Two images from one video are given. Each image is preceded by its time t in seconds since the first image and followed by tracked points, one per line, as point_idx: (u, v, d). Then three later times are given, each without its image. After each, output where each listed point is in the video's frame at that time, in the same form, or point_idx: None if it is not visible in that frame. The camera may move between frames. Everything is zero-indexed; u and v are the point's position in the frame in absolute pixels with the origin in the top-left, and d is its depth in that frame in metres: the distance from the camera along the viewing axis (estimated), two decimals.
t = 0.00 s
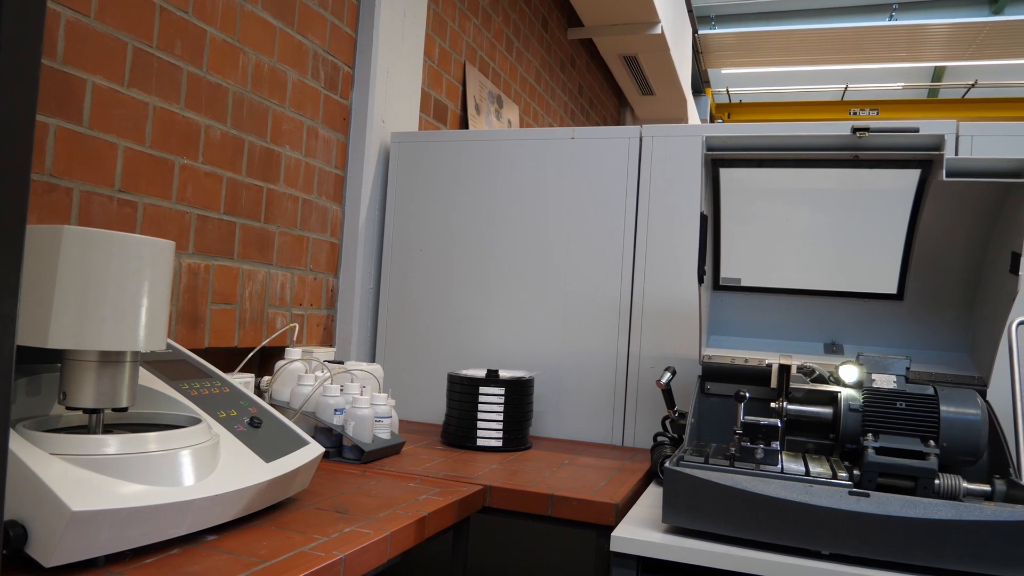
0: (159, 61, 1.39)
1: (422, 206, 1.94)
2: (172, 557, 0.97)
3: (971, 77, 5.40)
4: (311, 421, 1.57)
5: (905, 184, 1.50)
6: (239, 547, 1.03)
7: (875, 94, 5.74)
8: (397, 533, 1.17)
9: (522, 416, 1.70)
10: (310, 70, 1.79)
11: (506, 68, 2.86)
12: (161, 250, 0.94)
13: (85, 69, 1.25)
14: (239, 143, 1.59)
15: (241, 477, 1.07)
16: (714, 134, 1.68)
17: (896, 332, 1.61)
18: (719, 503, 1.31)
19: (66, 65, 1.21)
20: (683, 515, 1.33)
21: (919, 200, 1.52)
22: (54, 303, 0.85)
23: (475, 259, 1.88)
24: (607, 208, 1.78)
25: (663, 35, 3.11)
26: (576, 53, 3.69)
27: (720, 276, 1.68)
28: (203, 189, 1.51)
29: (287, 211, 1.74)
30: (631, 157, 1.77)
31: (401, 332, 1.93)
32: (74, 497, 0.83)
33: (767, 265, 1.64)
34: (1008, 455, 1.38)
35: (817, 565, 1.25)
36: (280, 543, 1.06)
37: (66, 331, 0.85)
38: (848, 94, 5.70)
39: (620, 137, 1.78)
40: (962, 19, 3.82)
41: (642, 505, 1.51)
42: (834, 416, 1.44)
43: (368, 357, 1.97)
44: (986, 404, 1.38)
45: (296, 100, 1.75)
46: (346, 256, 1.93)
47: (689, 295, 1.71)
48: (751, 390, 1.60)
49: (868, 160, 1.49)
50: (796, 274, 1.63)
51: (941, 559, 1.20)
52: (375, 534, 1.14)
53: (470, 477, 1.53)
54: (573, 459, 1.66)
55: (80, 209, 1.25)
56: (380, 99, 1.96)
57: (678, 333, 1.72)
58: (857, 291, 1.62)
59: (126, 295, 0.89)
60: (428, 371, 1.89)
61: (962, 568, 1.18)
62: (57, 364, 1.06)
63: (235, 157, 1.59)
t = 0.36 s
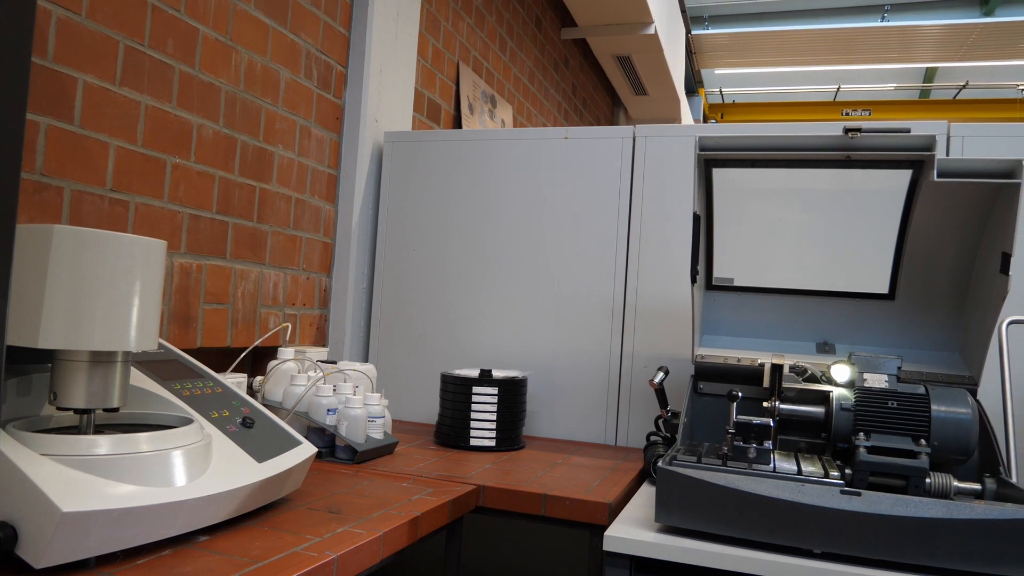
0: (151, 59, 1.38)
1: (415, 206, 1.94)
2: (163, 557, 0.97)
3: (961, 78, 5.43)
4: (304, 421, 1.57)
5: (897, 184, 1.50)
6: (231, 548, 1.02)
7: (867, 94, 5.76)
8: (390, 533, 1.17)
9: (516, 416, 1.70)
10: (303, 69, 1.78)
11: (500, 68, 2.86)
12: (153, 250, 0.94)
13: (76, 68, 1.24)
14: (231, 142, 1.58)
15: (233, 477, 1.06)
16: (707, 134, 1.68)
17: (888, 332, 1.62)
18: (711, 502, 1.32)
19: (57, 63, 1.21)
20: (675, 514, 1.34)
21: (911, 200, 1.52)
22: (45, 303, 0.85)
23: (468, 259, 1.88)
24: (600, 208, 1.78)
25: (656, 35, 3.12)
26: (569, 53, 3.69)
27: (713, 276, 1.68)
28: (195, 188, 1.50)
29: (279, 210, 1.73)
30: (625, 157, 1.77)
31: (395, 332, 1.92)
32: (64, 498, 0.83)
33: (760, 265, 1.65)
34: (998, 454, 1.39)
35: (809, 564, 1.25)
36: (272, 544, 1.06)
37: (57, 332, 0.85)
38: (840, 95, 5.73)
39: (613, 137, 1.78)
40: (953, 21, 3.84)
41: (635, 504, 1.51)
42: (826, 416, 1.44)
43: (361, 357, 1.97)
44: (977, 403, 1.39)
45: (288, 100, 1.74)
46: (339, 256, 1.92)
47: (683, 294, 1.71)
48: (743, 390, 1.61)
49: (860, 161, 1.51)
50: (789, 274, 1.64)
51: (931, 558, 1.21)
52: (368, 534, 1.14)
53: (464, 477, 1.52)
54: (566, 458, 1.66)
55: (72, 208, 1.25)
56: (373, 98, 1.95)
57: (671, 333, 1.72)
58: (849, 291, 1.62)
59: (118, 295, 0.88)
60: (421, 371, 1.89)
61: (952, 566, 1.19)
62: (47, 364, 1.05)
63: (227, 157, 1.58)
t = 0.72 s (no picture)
0: (137, 57, 1.37)
1: (404, 205, 1.93)
2: (149, 559, 0.96)
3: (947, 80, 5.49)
4: (292, 421, 1.56)
5: (883, 184, 1.52)
6: (218, 549, 1.02)
7: (854, 96, 5.81)
8: (379, 533, 1.17)
9: (505, 416, 1.70)
10: (292, 67, 1.77)
11: (489, 68, 2.85)
12: (138, 249, 0.93)
13: (61, 65, 1.23)
14: (218, 140, 1.57)
15: (220, 478, 1.05)
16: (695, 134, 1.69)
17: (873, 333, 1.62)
18: (699, 501, 1.32)
19: (42, 60, 1.20)
20: (664, 513, 1.34)
21: (897, 200, 1.53)
22: (28, 303, 0.84)
23: (457, 258, 1.88)
24: (589, 208, 1.78)
25: (646, 35, 3.13)
26: (558, 53, 3.69)
27: (701, 276, 1.69)
28: (182, 186, 1.49)
29: (267, 209, 1.72)
30: (614, 157, 1.77)
31: (384, 332, 1.92)
32: (48, 500, 0.82)
33: (748, 265, 1.65)
34: (982, 452, 1.41)
35: (796, 562, 1.26)
36: (259, 545, 1.05)
37: (40, 332, 0.84)
38: (827, 96, 5.77)
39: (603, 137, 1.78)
40: (939, 22, 3.88)
41: (623, 504, 1.51)
42: (813, 415, 1.45)
43: (350, 357, 1.96)
44: (961, 402, 1.40)
45: (276, 98, 1.73)
46: (328, 255, 1.91)
47: (671, 294, 1.72)
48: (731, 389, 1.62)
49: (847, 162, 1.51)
50: (776, 274, 1.64)
51: (916, 556, 1.22)
52: (356, 534, 1.14)
53: (453, 477, 1.52)
54: (555, 458, 1.66)
55: (56, 206, 1.23)
56: (362, 97, 1.94)
57: (660, 332, 1.72)
58: (836, 291, 1.63)
59: (103, 294, 0.88)
60: (410, 370, 1.88)
61: (937, 563, 1.20)
62: (31, 365, 1.04)
63: (215, 155, 1.57)
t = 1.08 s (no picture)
0: (112, 53, 1.35)
1: (383, 205, 1.92)
2: (123, 562, 0.94)
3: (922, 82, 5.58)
4: (269, 421, 1.55)
5: (859, 185, 1.53)
6: (193, 551, 1.00)
7: (831, 98, 5.88)
8: (357, 533, 1.16)
9: (484, 415, 1.69)
10: (270, 65, 1.76)
11: (469, 66, 2.85)
12: (112, 248, 0.91)
13: (33, 61, 1.21)
14: (195, 138, 1.56)
15: (196, 479, 1.04)
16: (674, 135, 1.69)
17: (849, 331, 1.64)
18: (678, 499, 1.33)
19: (13, 56, 1.17)
20: (642, 511, 1.35)
21: (872, 201, 1.54)
22: None
23: (437, 258, 1.87)
24: (569, 207, 1.79)
25: (625, 36, 3.14)
26: (538, 53, 3.70)
27: (680, 275, 1.70)
28: (157, 185, 1.47)
29: (245, 208, 1.71)
30: (594, 157, 1.78)
31: (363, 331, 1.91)
32: (20, 503, 0.80)
33: (726, 265, 1.66)
34: (954, 448, 1.43)
35: (773, 559, 1.27)
36: (236, 546, 1.04)
37: (11, 332, 0.82)
38: (806, 98, 5.83)
39: (582, 137, 1.79)
40: (914, 26, 3.94)
41: (602, 502, 1.52)
42: (789, 413, 1.46)
43: (328, 357, 1.94)
44: (934, 399, 1.42)
45: (254, 96, 1.72)
46: (306, 254, 1.90)
47: (651, 293, 1.72)
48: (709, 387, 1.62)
49: (824, 163, 1.50)
50: (754, 274, 1.66)
51: (890, 552, 1.24)
52: (334, 535, 1.13)
53: (432, 477, 1.52)
54: (534, 457, 1.67)
55: (28, 204, 1.21)
56: (341, 95, 1.93)
57: (639, 332, 1.73)
58: (813, 291, 1.65)
59: (76, 294, 0.86)
60: (389, 370, 1.88)
61: (910, 558, 1.22)
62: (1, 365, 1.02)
63: (191, 153, 1.55)
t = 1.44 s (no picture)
0: (71, 46, 1.32)
1: (351, 203, 1.91)
2: (82, 567, 0.92)
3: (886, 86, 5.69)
4: (235, 421, 1.53)
5: (823, 186, 1.55)
6: (155, 555, 0.99)
7: (799, 100, 5.97)
8: (323, 534, 1.15)
9: (453, 415, 1.69)
10: (235, 61, 1.73)
11: (438, 65, 2.84)
12: (71, 246, 0.89)
13: None
14: (158, 135, 1.53)
15: (158, 481, 1.02)
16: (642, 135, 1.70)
17: (812, 329, 1.67)
18: (645, 497, 1.34)
19: None
20: (610, 509, 1.36)
21: (835, 201, 1.57)
22: None
23: (405, 257, 1.86)
24: (538, 207, 1.79)
25: (593, 36, 3.15)
26: (507, 52, 3.70)
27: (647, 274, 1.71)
28: (119, 181, 1.44)
29: (209, 206, 1.68)
30: (562, 157, 1.78)
31: (330, 331, 1.89)
32: None
33: (693, 264, 1.68)
34: (914, 444, 1.46)
35: (738, 555, 1.29)
36: (199, 549, 1.03)
37: None
38: (774, 100, 5.91)
39: (551, 136, 1.79)
40: (877, 29, 4.01)
41: (571, 501, 1.52)
42: (755, 410, 1.48)
43: (295, 356, 1.92)
44: (895, 396, 1.45)
45: (219, 92, 1.69)
46: (272, 253, 1.87)
47: (618, 292, 1.73)
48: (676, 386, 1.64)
49: (789, 164, 1.53)
50: (721, 273, 1.67)
51: (852, 546, 1.26)
52: (300, 536, 1.12)
53: (399, 477, 1.51)
54: (503, 456, 1.66)
55: None
56: (308, 93, 1.91)
57: (607, 330, 1.74)
58: (778, 290, 1.67)
59: (33, 293, 0.84)
60: (357, 370, 1.86)
61: (871, 552, 1.25)
62: None
63: (154, 150, 1.52)
